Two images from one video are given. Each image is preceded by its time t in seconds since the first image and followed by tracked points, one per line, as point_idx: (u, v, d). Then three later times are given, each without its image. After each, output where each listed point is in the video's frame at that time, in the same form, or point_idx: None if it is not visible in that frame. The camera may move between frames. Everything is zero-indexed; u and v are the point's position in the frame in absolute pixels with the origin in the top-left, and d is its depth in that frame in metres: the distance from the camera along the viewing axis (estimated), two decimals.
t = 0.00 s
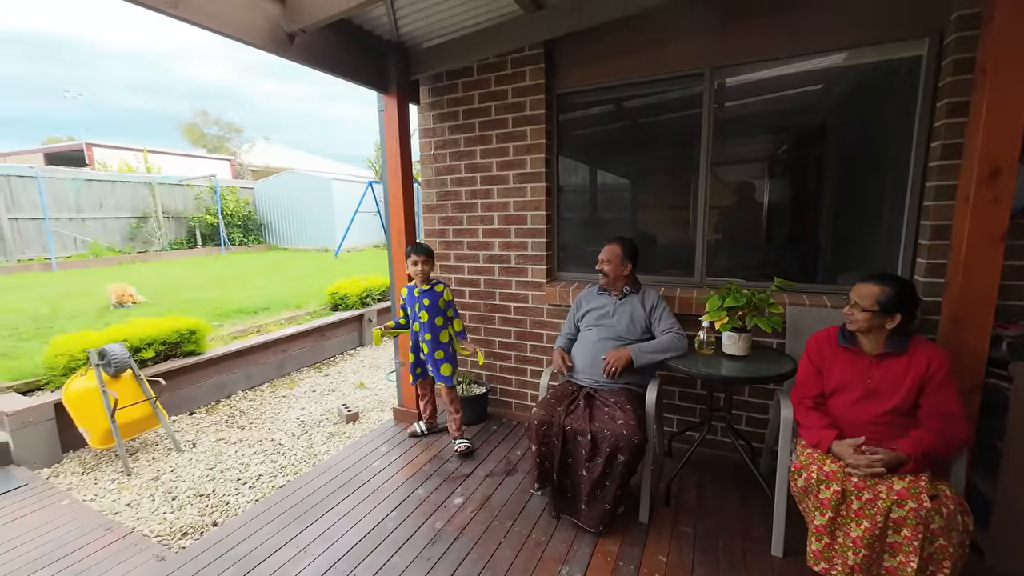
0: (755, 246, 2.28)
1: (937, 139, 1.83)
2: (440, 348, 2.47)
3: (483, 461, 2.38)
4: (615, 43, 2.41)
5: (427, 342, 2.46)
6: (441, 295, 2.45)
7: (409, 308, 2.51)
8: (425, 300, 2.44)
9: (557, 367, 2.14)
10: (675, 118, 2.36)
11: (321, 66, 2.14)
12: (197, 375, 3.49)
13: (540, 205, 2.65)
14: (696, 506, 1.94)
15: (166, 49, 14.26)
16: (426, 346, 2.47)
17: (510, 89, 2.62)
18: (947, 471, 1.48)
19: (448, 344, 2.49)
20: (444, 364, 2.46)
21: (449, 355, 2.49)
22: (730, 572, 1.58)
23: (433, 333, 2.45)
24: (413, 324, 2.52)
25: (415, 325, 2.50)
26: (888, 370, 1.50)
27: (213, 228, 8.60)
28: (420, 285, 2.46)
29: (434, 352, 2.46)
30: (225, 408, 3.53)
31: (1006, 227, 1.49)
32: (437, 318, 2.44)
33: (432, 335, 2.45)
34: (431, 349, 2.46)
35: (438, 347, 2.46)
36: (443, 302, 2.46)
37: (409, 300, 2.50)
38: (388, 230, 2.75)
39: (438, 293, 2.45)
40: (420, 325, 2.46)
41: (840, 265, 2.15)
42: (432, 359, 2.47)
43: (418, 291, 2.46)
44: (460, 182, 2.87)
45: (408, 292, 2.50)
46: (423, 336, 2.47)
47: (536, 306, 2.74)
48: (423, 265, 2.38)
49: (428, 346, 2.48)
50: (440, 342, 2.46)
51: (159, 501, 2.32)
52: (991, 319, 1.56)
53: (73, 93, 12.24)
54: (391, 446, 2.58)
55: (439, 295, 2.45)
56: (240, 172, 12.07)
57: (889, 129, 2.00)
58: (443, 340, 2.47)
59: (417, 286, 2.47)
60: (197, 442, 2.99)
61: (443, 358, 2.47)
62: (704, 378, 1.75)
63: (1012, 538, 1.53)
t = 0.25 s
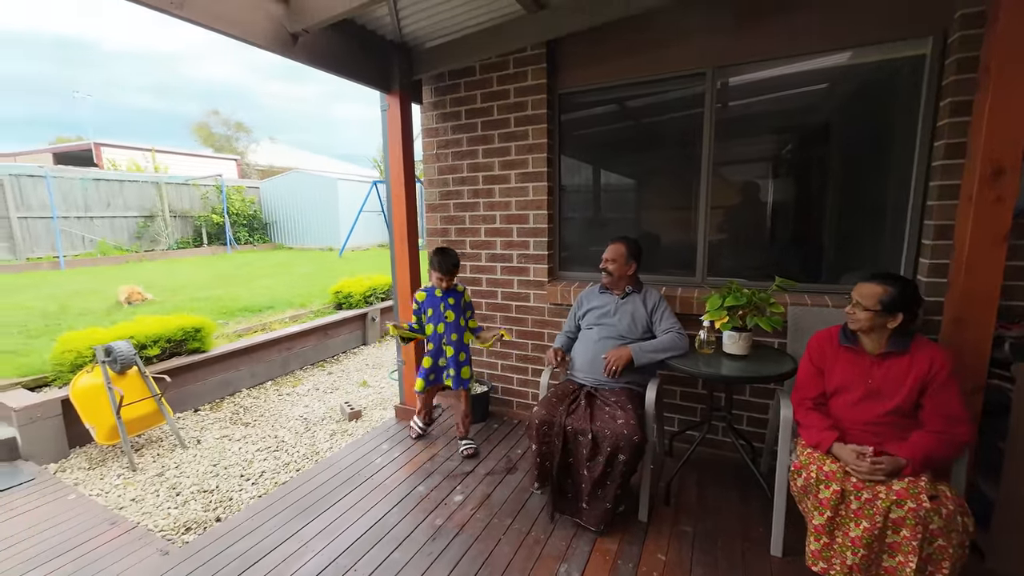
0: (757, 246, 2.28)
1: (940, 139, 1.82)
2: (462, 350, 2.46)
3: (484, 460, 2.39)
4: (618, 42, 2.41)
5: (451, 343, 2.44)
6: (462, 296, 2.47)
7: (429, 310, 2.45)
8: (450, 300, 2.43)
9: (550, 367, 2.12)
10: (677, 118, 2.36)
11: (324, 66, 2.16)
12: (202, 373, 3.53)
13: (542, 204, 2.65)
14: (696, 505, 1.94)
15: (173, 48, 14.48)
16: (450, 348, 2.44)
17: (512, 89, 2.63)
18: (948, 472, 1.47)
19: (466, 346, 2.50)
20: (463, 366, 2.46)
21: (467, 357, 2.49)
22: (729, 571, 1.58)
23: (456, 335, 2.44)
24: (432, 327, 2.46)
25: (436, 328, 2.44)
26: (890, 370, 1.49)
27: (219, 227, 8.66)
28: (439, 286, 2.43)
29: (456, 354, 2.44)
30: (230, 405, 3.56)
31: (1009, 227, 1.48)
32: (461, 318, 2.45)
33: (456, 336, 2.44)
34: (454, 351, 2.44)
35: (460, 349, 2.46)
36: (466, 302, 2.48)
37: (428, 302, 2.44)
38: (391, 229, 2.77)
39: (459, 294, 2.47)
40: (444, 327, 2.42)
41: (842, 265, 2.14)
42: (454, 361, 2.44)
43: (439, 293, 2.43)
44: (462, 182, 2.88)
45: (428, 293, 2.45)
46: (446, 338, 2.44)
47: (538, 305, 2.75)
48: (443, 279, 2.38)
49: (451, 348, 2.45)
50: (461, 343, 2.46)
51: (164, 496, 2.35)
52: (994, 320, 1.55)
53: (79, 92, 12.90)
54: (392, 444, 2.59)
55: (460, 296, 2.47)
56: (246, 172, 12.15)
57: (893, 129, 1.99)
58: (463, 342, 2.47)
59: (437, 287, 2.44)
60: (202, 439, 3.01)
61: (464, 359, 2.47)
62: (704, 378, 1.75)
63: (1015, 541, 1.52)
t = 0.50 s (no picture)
0: (752, 245, 2.30)
1: (933, 139, 1.83)
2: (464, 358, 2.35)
3: (480, 457, 2.41)
4: (614, 41, 2.42)
5: (456, 353, 2.30)
6: (469, 301, 2.34)
7: (433, 317, 2.29)
8: (456, 306, 2.30)
9: (544, 371, 2.13)
10: (673, 117, 2.37)
11: (321, 65, 2.16)
12: (200, 370, 3.54)
13: (539, 203, 2.66)
14: (689, 502, 1.96)
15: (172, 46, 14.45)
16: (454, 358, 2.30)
17: (509, 87, 2.64)
18: (938, 469, 1.49)
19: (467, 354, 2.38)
20: (464, 375, 2.35)
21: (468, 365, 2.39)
22: (721, 567, 1.60)
23: (460, 343, 2.32)
24: (436, 335, 2.29)
25: (440, 336, 2.27)
26: (881, 367, 1.50)
27: (218, 225, 8.67)
28: (444, 291, 2.30)
29: (459, 363, 2.32)
30: (228, 403, 3.57)
31: (1000, 226, 1.49)
32: (466, 326, 2.34)
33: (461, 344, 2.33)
34: (457, 360, 2.31)
35: (463, 358, 2.33)
36: (472, 307, 2.36)
37: (433, 308, 2.29)
38: (388, 227, 2.77)
39: (466, 300, 2.34)
40: (450, 335, 2.27)
41: (836, 265, 2.16)
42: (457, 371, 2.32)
43: (445, 298, 2.29)
44: (459, 180, 2.89)
45: (433, 298, 2.30)
46: (450, 347, 2.29)
47: (535, 303, 2.76)
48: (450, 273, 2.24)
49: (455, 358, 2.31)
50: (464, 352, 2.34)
51: (162, 493, 2.36)
52: (985, 319, 1.56)
53: (80, 90, 12.95)
54: (389, 441, 2.61)
55: (467, 301, 2.33)
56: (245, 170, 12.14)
57: (887, 128, 2.00)
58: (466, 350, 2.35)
59: (442, 292, 2.30)
60: (200, 436, 3.03)
61: (466, 369, 2.36)
62: (698, 376, 1.76)
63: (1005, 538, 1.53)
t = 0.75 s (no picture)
0: (743, 243, 2.32)
1: (920, 138, 1.86)
2: (462, 369, 2.20)
3: (473, 453, 2.42)
4: (608, 39, 2.43)
5: (450, 364, 2.16)
6: (467, 307, 2.20)
7: (428, 325, 2.17)
8: (452, 314, 2.16)
9: (536, 369, 2.13)
10: (666, 116, 2.38)
11: (313, 61, 2.15)
12: (192, 368, 3.52)
13: (532, 200, 2.67)
14: (680, 497, 1.98)
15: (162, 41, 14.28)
16: (448, 369, 2.16)
17: (502, 85, 2.64)
18: (923, 463, 1.52)
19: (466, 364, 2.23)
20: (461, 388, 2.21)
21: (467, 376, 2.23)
22: (711, 561, 1.62)
23: (456, 353, 2.17)
24: (431, 345, 2.17)
25: (436, 346, 2.15)
26: (868, 363, 1.53)
27: (210, 222, 8.60)
28: (440, 297, 2.17)
29: (454, 375, 2.17)
30: (220, 401, 3.56)
31: (984, 225, 1.52)
32: (462, 335, 2.19)
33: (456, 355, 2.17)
34: (452, 372, 2.16)
35: (460, 369, 2.19)
36: (470, 314, 2.22)
37: (428, 316, 2.17)
38: (381, 224, 2.77)
39: (464, 306, 2.20)
40: (446, 345, 2.14)
41: (824, 262, 2.19)
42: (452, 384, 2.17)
43: (441, 306, 2.16)
44: (453, 178, 2.89)
45: (426, 306, 2.18)
46: (446, 358, 2.16)
47: (528, 301, 2.77)
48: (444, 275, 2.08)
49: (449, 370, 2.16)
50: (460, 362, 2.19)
51: (153, 491, 2.35)
52: (968, 315, 1.59)
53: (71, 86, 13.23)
54: (383, 438, 2.61)
55: (465, 308, 2.20)
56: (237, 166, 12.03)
57: (875, 127, 2.03)
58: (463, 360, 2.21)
59: (439, 299, 2.17)
60: (191, 434, 3.01)
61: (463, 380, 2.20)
62: (689, 372, 1.78)
63: (986, 530, 1.57)
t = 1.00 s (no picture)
0: (729, 238, 2.35)
1: (901, 135, 1.90)
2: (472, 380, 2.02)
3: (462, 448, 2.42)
4: (597, 35, 2.43)
5: (462, 375, 1.97)
6: (478, 312, 2.00)
7: (438, 333, 1.93)
8: (464, 320, 1.95)
9: (525, 363, 2.14)
10: (654, 112, 2.40)
11: (299, 53, 2.13)
12: (178, 365, 3.47)
13: (521, 195, 2.67)
14: (667, 489, 2.01)
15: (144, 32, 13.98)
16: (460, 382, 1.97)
17: (491, 79, 2.63)
18: (901, 452, 1.56)
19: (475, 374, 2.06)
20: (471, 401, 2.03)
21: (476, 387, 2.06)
22: (696, 550, 1.65)
23: (467, 363, 1.99)
24: (439, 355, 1.94)
25: (446, 357, 1.93)
26: (849, 355, 1.56)
27: (195, 218, 8.47)
28: (450, 302, 1.95)
29: (466, 387, 1.99)
30: (207, 398, 3.52)
31: (961, 220, 1.55)
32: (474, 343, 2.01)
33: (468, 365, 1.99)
34: (464, 383, 1.98)
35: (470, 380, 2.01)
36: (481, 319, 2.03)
37: (438, 323, 1.92)
38: (369, 219, 2.75)
39: (475, 311, 2.00)
40: (458, 355, 1.94)
41: (808, 257, 2.22)
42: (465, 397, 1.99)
43: (451, 312, 1.94)
44: (442, 173, 2.88)
45: (435, 313, 1.93)
46: (457, 368, 1.96)
47: (517, 296, 2.78)
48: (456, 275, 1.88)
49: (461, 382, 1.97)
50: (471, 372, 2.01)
51: (138, 489, 2.32)
52: (946, 308, 1.63)
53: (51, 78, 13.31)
54: (373, 434, 2.61)
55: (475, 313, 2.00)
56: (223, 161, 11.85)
57: (858, 124, 2.06)
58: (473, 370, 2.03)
59: (448, 304, 1.94)
60: (178, 432, 2.98)
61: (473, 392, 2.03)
62: (676, 366, 1.80)
63: (961, 516, 1.61)
